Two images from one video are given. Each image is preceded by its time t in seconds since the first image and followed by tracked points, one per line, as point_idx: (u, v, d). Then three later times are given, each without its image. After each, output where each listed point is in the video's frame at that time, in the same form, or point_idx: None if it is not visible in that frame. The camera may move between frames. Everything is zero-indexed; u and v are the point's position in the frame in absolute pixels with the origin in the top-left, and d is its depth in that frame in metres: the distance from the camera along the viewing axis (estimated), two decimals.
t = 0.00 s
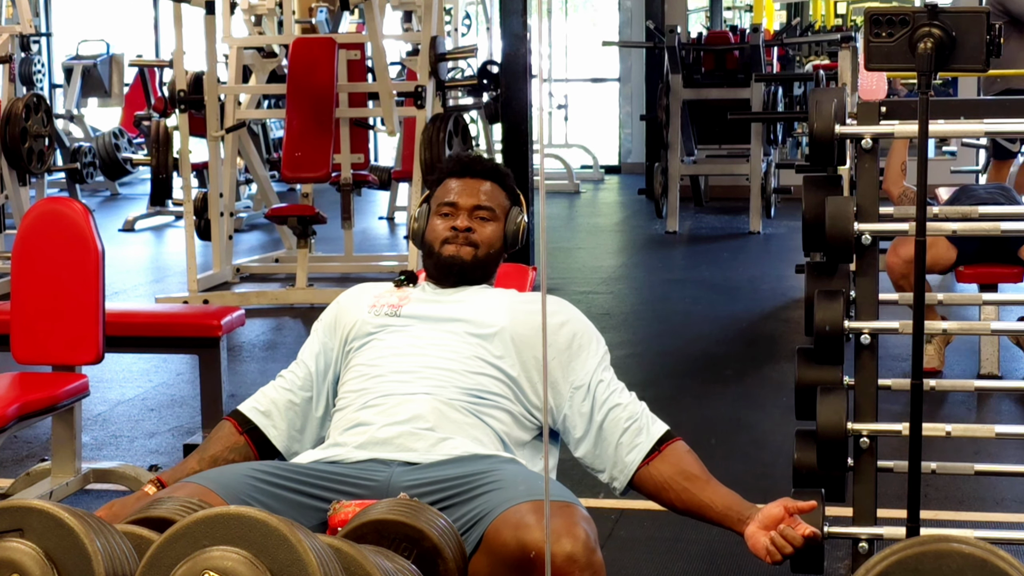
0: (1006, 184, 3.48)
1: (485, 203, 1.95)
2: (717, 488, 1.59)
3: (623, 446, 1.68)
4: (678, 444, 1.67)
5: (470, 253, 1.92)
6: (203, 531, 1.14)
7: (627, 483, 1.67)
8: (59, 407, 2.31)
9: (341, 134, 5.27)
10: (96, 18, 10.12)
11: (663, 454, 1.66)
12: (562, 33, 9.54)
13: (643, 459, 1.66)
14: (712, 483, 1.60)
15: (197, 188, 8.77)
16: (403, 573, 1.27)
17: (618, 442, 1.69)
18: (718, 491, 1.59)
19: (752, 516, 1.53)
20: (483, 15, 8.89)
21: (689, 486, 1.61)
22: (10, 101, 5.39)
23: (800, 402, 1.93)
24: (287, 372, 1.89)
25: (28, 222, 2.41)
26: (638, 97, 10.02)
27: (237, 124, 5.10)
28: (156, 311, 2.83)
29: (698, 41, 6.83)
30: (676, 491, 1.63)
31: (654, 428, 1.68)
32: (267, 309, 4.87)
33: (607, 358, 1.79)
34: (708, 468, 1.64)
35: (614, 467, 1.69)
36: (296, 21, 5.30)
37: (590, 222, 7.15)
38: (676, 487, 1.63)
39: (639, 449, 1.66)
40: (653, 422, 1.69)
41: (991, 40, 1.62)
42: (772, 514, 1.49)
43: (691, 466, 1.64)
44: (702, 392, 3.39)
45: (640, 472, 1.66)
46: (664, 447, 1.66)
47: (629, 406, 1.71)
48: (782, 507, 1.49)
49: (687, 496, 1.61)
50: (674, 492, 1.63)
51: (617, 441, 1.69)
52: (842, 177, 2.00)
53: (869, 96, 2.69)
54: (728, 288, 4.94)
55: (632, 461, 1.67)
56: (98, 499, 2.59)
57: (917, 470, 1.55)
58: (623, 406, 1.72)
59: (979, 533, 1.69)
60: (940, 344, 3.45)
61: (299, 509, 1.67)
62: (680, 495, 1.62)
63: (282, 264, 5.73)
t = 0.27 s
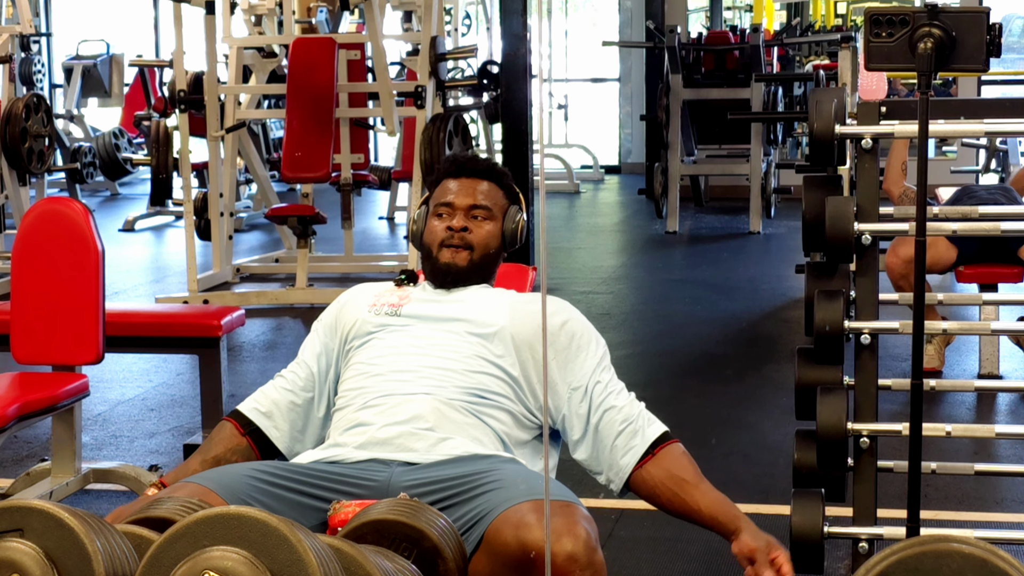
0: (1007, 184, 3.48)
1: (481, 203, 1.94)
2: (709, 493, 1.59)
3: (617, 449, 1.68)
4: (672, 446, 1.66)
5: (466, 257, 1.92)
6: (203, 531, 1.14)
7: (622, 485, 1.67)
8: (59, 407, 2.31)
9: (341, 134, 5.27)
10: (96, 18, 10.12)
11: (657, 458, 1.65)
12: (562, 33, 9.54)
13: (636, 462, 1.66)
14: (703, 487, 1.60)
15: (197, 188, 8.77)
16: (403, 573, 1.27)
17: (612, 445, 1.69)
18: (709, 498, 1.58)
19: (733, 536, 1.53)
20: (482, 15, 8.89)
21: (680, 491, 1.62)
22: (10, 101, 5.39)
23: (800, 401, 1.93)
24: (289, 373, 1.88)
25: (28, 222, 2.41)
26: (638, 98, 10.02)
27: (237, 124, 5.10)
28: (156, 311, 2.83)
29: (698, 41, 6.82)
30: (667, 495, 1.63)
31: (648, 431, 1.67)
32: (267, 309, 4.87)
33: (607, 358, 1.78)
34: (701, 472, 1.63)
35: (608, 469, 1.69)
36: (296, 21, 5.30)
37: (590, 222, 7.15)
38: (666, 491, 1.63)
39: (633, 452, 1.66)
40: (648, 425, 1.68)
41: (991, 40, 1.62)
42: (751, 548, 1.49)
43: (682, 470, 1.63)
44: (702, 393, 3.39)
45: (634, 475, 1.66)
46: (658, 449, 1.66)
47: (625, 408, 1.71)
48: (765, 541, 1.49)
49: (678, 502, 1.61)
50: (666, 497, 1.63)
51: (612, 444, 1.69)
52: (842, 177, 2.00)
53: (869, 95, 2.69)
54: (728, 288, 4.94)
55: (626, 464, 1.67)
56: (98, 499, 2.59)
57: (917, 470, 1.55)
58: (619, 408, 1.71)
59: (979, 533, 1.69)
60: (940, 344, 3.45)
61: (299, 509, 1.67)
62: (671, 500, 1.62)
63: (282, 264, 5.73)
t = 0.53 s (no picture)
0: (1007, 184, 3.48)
1: (479, 202, 1.95)
2: (689, 502, 1.60)
3: (603, 451, 1.68)
4: (657, 452, 1.66)
5: (462, 255, 1.92)
6: (203, 531, 1.14)
7: (607, 488, 1.68)
8: (59, 407, 2.31)
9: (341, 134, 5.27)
10: (96, 18, 10.12)
11: (640, 463, 1.66)
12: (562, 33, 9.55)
13: (620, 466, 1.66)
14: (683, 496, 1.61)
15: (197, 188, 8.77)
16: (403, 573, 1.27)
17: (598, 447, 1.69)
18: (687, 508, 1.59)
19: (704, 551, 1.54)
20: (482, 15, 8.89)
21: (659, 498, 1.62)
22: (10, 101, 5.39)
23: (800, 401, 1.93)
24: (292, 376, 1.88)
25: (28, 222, 2.41)
26: (638, 98, 10.02)
27: (237, 124, 5.10)
28: (156, 311, 2.83)
29: (698, 41, 6.82)
30: (647, 500, 1.63)
31: (634, 435, 1.67)
32: (267, 309, 4.87)
33: (602, 357, 1.78)
34: (684, 479, 1.64)
35: (595, 471, 1.70)
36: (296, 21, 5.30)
37: (590, 222, 7.15)
38: (647, 497, 1.64)
39: (618, 456, 1.67)
40: (635, 429, 1.68)
41: (991, 40, 1.62)
42: (713, 566, 1.49)
43: (664, 477, 1.63)
44: (702, 393, 3.39)
45: (618, 478, 1.67)
46: (643, 454, 1.66)
47: (612, 412, 1.71)
48: (729, 562, 1.49)
49: (657, 509, 1.62)
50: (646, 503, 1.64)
51: (599, 446, 1.69)
52: (842, 177, 2.00)
53: (870, 96, 2.69)
54: (728, 288, 4.94)
55: (610, 467, 1.67)
56: (98, 499, 2.59)
57: (917, 470, 1.55)
58: (607, 411, 1.71)
59: (979, 533, 1.69)
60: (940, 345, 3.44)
61: (299, 510, 1.67)
62: (651, 506, 1.63)
63: (283, 264, 5.73)
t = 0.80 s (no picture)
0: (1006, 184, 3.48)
1: (476, 202, 1.95)
2: (674, 500, 1.58)
3: (594, 450, 1.68)
4: (646, 451, 1.66)
5: (460, 255, 1.92)
6: (202, 531, 1.14)
7: (598, 487, 1.67)
8: (59, 407, 2.31)
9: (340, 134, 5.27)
10: (96, 18, 10.12)
11: (629, 462, 1.65)
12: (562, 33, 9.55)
13: (610, 465, 1.66)
14: (669, 493, 1.60)
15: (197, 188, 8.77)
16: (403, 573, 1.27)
17: (590, 446, 1.69)
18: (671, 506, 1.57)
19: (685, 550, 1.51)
20: (482, 15, 8.89)
21: (646, 497, 1.61)
22: (10, 101, 5.39)
23: (800, 401, 1.93)
24: (294, 376, 1.88)
25: (28, 222, 2.41)
26: (638, 98, 10.01)
27: (237, 124, 5.10)
28: (156, 311, 2.83)
29: (698, 41, 6.82)
30: (634, 500, 1.63)
31: (624, 434, 1.67)
32: (267, 309, 4.87)
33: (598, 356, 1.78)
34: (672, 477, 1.62)
35: (588, 470, 1.70)
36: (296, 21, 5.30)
37: (590, 222, 7.15)
38: (634, 496, 1.63)
39: (607, 455, 1.66)
40: (625, 428, 1.68)
41: (991, 40, 1.62)
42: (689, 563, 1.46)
43: (651, 476, 1.62)
44: (702, 392, 3.39)
45: (608, 477, 1.66)
46: (632, 453, 1.65)
47: (604, 411, 1.71)
48: (704, 558, 1.45)
49: (643, 507, 1.61)
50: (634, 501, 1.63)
51: (590, 445, 1.69)
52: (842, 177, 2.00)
53: (870, 95, 2.69)
54: (728, 288, 4.94)
55: (600, 467, 1.67)
56: (97, 499, 2.59)
57: (917, 469, 1.55)
58: (598, 410, 1.71)
59: (979, 533, 1.69)
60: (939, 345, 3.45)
61: (300, 510, 1.67)
62: (638, 505, 1.62)
63: (282, 263, 5.73)
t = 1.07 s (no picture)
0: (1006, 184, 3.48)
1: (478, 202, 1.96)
2: (671, 508, 1.58)
3: (592, 454, 1.69)
4: (644, 456, 1.65)
5: (463, 255, 1.92)
6: (203, 531, 1.14)
7: (596, 491, 1.68)
8: (59, 407, 2.31)
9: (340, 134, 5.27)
10: (96, 18, 10.13)
11: (627, 467, 1.65)
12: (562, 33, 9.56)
13: (608, 470, 1.66)
14: (666, 502, 1.59)
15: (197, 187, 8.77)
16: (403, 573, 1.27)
17: (588, 450, 1.69)
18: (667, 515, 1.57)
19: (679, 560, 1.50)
20: (482, 15, 8.89)
21: (643, 505, 1.61)
22: (10, 101, 5.39)
23: (800, 401, 1.93)
24: (293, 377, 1.88)
25: (28, 222, 2.41)
26: (638, 97, 10.01)
27: (237, 124, 5.10)
28: (156, 311, 2.83)
29: (698, 41, 6.82)
30: (631, 507, 1.62)
31: (622, 439, 1.67)
32: (267, 309, 4.87)
33: (597, 359, 1.78)
34: (669, 485, 1.62)
35: (586, 474, 1.70)
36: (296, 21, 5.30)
37: (590, 222, 7.15)
38: (631, 503, 1.62)
39: (605, 460, 1.66)
40: (624, 433, 1.68)
41: (991, 39, 1.62)
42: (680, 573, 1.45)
43: (647, 483, 1.62)
44: (702, 392, 3.39)
45: (606, 482, 1.66)
46: (630, 459, 1.65)
47: (602, 415, 1.71)
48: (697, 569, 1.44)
49: (641, 515, 1.60)
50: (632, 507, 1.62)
51: (588, 449, 1.70)
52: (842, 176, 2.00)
53: (870, 95, 2.70)
54: (728, 288, 4.94)
55: (598, 471, 1.67)
56: (97, 499, 2.59)
57: (917, 469, 1.55)
58: (597, 414, 1.71)
59: (979, 532, 1.69)
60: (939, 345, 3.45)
61: (301, 510, 1.67)
62: (635, 512, 1.62)
63: (282, 263, 5.73)
